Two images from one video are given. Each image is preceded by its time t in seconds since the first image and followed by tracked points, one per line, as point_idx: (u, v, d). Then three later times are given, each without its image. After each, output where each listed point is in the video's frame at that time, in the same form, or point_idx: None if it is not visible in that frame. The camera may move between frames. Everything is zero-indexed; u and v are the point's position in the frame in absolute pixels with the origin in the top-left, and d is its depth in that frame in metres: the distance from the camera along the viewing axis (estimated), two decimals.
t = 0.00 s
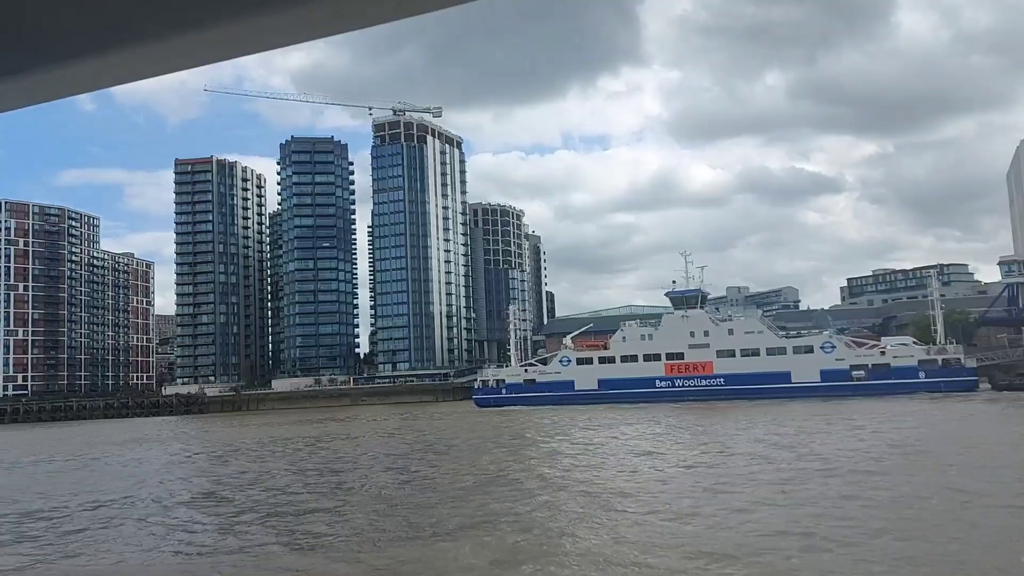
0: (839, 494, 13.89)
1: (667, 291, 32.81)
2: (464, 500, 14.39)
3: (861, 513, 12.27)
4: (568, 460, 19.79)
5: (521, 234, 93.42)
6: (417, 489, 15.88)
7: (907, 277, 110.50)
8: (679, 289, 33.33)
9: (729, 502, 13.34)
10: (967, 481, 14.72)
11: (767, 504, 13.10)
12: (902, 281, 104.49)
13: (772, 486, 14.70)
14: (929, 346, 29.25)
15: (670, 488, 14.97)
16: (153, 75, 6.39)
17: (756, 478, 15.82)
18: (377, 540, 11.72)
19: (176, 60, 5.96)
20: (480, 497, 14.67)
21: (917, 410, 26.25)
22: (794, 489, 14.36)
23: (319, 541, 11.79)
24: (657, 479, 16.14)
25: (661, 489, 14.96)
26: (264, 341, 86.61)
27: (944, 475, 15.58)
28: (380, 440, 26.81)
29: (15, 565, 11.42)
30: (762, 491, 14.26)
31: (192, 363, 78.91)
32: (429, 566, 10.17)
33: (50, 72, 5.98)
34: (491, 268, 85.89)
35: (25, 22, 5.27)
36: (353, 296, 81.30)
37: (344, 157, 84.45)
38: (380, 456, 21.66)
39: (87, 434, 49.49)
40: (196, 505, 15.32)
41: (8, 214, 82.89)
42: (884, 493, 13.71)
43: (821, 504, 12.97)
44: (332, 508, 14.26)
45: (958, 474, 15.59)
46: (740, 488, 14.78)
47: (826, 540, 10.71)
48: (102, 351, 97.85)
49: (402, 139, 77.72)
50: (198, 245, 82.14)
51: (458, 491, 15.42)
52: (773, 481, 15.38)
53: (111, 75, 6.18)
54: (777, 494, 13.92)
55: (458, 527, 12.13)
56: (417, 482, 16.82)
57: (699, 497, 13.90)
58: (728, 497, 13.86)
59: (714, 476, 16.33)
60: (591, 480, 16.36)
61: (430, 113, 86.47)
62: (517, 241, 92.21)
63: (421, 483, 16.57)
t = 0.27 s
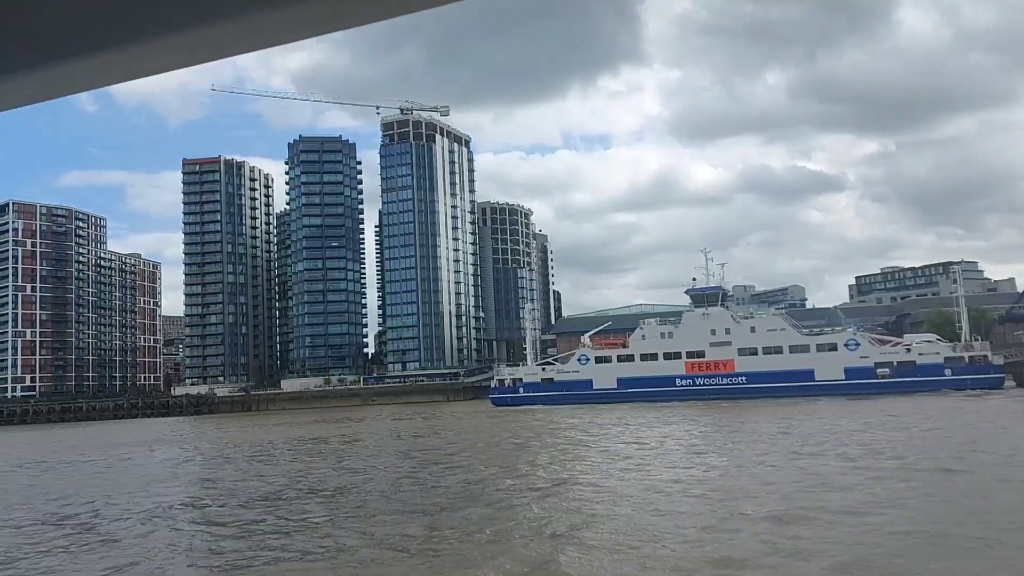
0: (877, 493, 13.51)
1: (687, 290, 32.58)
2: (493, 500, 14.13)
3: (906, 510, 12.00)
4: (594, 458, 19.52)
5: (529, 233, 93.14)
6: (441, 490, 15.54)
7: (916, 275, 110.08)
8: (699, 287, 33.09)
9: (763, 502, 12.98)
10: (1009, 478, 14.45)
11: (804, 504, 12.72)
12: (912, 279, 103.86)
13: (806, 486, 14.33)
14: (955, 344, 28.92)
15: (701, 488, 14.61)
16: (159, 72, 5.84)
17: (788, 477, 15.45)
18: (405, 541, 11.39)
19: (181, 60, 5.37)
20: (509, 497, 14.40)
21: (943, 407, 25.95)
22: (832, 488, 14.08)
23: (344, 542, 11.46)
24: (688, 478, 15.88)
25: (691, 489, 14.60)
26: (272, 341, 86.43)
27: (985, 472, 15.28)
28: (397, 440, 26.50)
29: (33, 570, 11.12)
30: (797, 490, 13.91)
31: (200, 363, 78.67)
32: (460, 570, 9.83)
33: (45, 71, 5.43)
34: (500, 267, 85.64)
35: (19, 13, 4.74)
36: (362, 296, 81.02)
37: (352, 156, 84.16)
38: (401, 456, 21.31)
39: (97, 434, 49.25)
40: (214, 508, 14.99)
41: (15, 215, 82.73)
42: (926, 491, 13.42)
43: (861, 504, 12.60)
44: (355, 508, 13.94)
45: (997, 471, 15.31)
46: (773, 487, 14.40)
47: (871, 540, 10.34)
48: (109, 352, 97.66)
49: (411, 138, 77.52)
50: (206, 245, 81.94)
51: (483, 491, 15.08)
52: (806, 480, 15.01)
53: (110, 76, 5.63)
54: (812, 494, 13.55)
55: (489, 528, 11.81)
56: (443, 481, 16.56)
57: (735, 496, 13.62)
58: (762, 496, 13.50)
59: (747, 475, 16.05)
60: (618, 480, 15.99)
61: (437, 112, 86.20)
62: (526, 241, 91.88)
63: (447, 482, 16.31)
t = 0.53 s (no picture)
0: (917, 492, 13.19)
1: (709, 287, 32.41)
2: (530, 501, 13.85)
3: (959, 509, 11.72)
4: (624, 457, 19.24)
5: (539, 232, 92.93)
6: (473, 490, 15.26)
7: (926, 272, 109.67)
8: (721, 285, 32.86)
9: (802, 503, 12.66)
10: None
11: (844, 504, 12.40)
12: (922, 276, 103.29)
13: (842, 485, 14.02)
14: (982, 341, 28.59)
15: (735, 488, 14.30)
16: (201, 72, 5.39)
17: (822, 476, 15.14)
18: (437, 543, 11.10)
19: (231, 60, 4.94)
20: (546, 498, 14.13)
21: (971, 405, 25.64)
22: (877, 487, 13.79)
23: (383, 544, 11.17)
24: (726, 477, 15.59)
25: (731, 488, 14.31)
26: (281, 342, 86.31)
27: None
28: (417, 440, 26.24)
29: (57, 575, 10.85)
30: (834, 491, 13.60)
31: (210, 364, 78.54)
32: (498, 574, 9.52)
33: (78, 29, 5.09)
34: (510, 267, 85.43)
35: None
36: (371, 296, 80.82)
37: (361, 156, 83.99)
38: (423, 456, 21.05)
39: (109, 436, 49.05)
40: (243, 510, 14.72)
41: (24, 217, 82.64)
42: (976, 490, 13.12)
43: (903, 504, 12.28)
44: (381, 510, 13.67)
45: None
46: (809, 487, 14.09)
47: (919, 542, 10.02)
48: (118, 353, 97.61)
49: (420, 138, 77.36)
50: (215, 246, 81.83)
51: (511, 492, 14.78)
52: (843, 479, 14.68)
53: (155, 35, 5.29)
54: (851, 494, 13.22)
55: (531, 530, 11.54)
56: (474, 482, 16.30)
57: (779, 495, 13.33)
58: (799, 496, 13.18)
59: (786, 474, 15.77)
60: (654, 479, 15.71)
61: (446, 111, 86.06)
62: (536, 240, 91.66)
63: (478, 482, 16.04)
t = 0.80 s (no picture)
0: (960, 490, 12.86)
1: (732, 285, 32.06)
2: (572, 500, 13.51)
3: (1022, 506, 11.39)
4: (658, 455, 18.90)
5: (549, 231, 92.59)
6: (512, 489, 14.93)
7: (937, 271, 109.19)
8: (745, 283, 32.50)
9: (843, 502, 12.29)
10: None
11: (887, 501, 12.05)
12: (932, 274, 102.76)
13: (881, 482, 13.66)
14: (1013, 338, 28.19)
15: (771, 484, 13.94)
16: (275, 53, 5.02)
17: (863, 474, 14.78)
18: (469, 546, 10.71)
19: (323, 35, 4.62)
20: (588, 496, 13.79)
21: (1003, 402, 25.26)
22: (928, 484, 13.46)
23: (432, 543, 10.85)
24: (769, 474, 15.26)
25: (777, 486, 13.97)
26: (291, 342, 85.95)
27: None
28: (440, 439, 25.86)
29: None
30: (875, 488, 13.25)
31: (220, 364, 78.14)
32: None
33: (63, 80, 4.90)
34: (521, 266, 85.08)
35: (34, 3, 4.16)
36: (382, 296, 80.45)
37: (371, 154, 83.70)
38: (447, 456, 20.65)
39: (122, 435, 48.46)
40: (278, 508, 14.40)
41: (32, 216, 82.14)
42: None
43: (946, 501, 11.94)
44: (409, 510, 13.31)
45: None
46: (852, 485, 13.72)
47: (991, 540, 9.70)
48: (126, 353, 97.21)
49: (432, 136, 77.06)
50: (225, 245, 81.49)
51: (546, 492, 14.39)
52: (881, 476, 14.32)
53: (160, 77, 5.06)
54: (898, 492, 12.86)
55: (583, 530, 11.21)
56: (511, 480, 15.97)
57: (829, 492, 13.01)
58: (839, 493, 12.83)
59: (829, 470, 15.44)
60: (695, 477, 15.37)
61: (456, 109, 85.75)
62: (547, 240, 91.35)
63: (515, 481, 15.70)
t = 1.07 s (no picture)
0: (991, 486, 12.73)
1: (756, 284, 31.74)
2: (610, 494, 13.27)
3: None
4: (690, 452, 18.62)
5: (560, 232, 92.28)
6: (546, 485, 14.68)
7: (949, 271, 108.50)
8: (769, 282, 32.19)
9: (867, 496, 12.22)
10: None
11: (937, 498, 11.76)
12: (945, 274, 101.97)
13: (927, 479, 13.35)
14: None
15: (791, 479, 13.88)
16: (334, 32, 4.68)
17: (905, 470, 14.48)
18: (481, 535, 10.73)
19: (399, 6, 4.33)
20: (627, 492, 13.53)
21: None
22: (974, 480, 13.16)
23: (473, 537, 10.64)
24: (807, 471, 14.97)
25: (819, 483, 13.68)
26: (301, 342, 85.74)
27: None
28: (463, 438, 25.60)
29: (90, 568, 10.40)
30: (922, 484, 12.95)
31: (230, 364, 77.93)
32: (558, 566, 9.14)
33: (66, 83, 5.43)
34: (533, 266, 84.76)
35: (16, 15, 4.67)
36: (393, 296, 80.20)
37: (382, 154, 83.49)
38: (473, 453, 20.38)
39: (133, 435, 48.20)
40: (309, 503, 14.19)
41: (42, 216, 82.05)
42: None
43: (974, 496, 11.83)
44: (426, 501, 13.29)
45: None
46: (897, 481, 13.42)
47: None
48: (136, 353, 97.08)
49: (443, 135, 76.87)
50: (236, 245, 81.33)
51: (582, 487, 14.13)
52: (925, 473, 14.01)
53: (140, 84, 5.64)
54: (946, 488, 12.56)
55: (627, 525, 10.97)
56: (543, 475, 15.71)
57: (876, 489, 12.72)
58: (885, 490, 12.53)
59: (870, 467, 15.13)
60: (732, 473, 15.08)
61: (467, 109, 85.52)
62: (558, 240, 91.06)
63: (548, 476, 15.45)
